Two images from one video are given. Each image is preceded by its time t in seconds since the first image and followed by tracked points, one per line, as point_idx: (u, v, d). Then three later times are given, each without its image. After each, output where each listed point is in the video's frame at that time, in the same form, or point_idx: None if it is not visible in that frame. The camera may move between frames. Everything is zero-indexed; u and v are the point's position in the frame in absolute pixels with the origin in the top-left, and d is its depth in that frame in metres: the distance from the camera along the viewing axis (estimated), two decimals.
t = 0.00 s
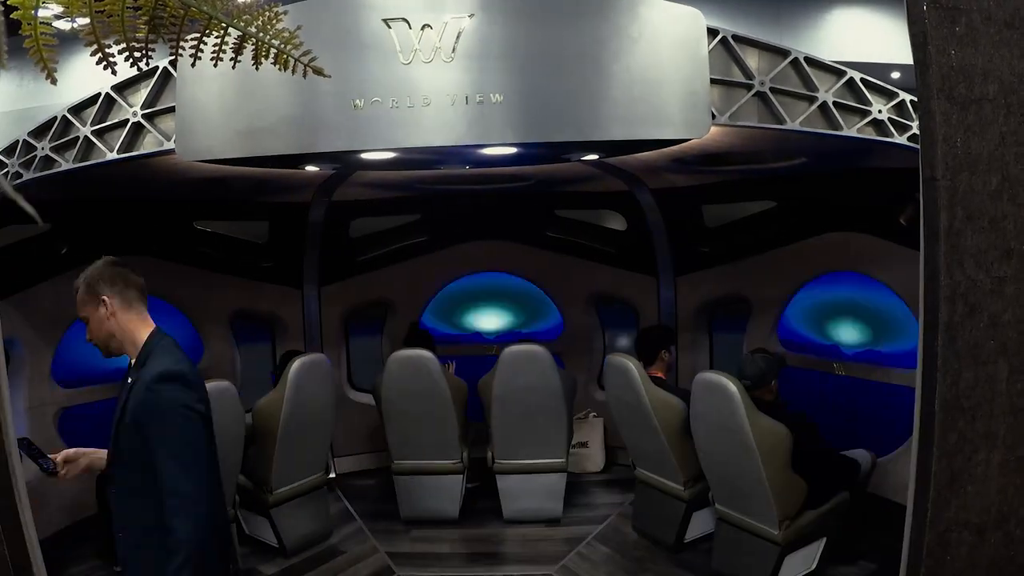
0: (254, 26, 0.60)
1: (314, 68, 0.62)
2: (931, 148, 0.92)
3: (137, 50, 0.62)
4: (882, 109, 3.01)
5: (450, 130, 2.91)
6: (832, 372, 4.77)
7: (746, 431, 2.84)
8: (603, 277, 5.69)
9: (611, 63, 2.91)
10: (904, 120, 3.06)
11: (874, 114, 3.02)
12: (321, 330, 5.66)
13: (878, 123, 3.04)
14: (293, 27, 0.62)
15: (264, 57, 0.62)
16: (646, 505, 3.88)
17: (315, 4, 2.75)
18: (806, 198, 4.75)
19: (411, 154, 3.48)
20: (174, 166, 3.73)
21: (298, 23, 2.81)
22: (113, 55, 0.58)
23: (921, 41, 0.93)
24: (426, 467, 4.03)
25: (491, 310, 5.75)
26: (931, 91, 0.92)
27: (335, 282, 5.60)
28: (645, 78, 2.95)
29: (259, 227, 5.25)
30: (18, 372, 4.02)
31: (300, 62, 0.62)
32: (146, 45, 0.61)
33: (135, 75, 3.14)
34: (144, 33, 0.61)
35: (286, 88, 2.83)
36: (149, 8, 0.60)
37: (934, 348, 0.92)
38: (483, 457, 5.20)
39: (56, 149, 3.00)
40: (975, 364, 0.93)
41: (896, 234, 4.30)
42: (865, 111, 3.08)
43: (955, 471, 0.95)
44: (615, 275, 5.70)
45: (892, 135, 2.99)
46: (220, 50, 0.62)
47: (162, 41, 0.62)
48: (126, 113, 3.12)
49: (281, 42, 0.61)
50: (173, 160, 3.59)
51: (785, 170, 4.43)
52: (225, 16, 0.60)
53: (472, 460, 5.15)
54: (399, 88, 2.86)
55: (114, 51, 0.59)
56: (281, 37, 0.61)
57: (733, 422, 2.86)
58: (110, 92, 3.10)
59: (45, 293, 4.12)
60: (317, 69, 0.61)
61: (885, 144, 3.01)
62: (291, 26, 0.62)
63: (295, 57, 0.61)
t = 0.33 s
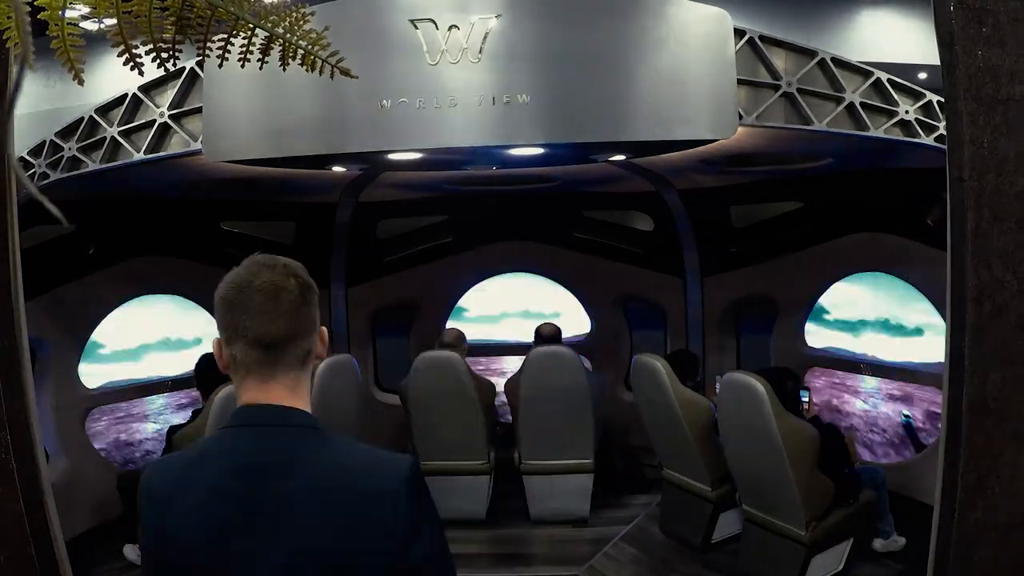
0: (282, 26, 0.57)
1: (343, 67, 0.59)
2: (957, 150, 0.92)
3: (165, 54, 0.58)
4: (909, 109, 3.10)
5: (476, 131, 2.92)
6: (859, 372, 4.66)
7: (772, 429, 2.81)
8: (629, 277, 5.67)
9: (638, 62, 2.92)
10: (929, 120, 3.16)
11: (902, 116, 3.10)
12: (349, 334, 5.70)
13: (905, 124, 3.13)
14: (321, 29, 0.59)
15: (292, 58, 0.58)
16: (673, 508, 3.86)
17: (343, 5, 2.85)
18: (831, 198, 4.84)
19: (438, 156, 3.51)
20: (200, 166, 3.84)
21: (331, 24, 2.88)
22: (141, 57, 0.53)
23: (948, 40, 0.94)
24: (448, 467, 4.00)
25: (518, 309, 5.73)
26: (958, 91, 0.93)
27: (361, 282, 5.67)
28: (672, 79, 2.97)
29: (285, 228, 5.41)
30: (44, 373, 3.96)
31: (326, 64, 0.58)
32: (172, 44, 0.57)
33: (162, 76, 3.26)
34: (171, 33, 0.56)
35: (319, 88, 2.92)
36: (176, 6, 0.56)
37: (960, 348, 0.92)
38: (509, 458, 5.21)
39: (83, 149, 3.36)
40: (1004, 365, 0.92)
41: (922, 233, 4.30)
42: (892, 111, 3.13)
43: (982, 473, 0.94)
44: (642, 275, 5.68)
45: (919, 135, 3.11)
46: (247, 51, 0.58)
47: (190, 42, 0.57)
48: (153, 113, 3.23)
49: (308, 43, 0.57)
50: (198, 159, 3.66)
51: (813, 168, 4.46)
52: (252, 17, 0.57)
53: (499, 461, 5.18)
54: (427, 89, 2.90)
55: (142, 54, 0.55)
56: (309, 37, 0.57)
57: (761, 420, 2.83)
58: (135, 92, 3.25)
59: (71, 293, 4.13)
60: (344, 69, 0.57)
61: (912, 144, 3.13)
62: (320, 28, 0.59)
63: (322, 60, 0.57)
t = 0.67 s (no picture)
0: (309, 26, 0.59)
1: (365, 66, 0.60)
2: (983, 150, 0.92)
3: (193, 51, 0.60)
4: (936, 109, 3.18)
5: (504, 132, 2.95)
6: (884, 372, 4.73)
7: (797, 432, 2.80)
8: (656, 277, 5.65)
9: (664, 63, 2.95)
10: (956, 121, 3.23)
11: (929, 116, 3.17)
12: (375, 334, 5.73)
13: (932, 124, 3.21)
14: (347, 30, 0.60)
15: (321, 59, 0.61)
16: (700, 507, 3.85)
17: (367, 5, 2.90)
18: (857, 199, 4.89)
19: (464, 156, 3.55)
20: (228, 166, 3.92)
21: (355, 25, 2.94)
22: (166, 56, 0.57)
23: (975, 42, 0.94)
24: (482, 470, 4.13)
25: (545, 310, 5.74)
26: (984, 93, 0.93)
27: (388, 283, 5.70)
28: (697, 82, 3.00)
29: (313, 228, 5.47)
30: (73, 373, 4.17)
31: (353, 63, 0.60)
32: (197, 45, 0.60)
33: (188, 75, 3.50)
34: (198, 33, 0.60)
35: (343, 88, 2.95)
36: (203, 7, 0.59)
37: (987, 348, 0.92)
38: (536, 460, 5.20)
39: (110, 150, 3.49)
40: None
41: (947, 233, 4.32)
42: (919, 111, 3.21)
43: (1010, 472, 0.94)
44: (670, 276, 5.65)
45: (946, 136, 3.19)
46: (271, 52, 0.59)
47: (215, 42, 0.61)
48: (181, 114, 3.34)
49: (334, 42, 0.59)
50: (223, 159, 3.79)
51: (835, 168, 4.44)
52: (278, 17, 0.58)
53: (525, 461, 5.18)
54: (452, 88, 2.93)
55: (169, 54, 0.59)
56: (335, 37, 0.59)
57: (784, 422, 2.82)
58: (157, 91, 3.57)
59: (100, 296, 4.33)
60: (369, 67, 0.58)
61: (939, 144, 3.22)
62: (345, 29, 0.60)
63: (347, 59, 0.59)
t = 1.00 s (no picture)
0: (337, 26, 0.51)
1: (391, 67, 0.52)
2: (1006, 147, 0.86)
3: (220, 51, 0.53)
4: (962, 108, 3.21)
5: (530, 131, 2.99)
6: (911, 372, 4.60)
7: (825, 432, 2.78)
8: (682, 276, 5.65)
9: (691, 62, 2.95)
10: (983, 120, 3.27)
11: (955, 114, 3.20)
12: (402, 333, 5.81)
13: (958, 123, 3.24)
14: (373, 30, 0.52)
15: (345, 58, 0.53)
16: (727, 506, 3.87)
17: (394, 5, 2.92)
18: (882, 198, 4.81)
19: (488, 156, 3.60)
20: (256, 165, 4.00)
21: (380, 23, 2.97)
22: (195, 57, 0.50)
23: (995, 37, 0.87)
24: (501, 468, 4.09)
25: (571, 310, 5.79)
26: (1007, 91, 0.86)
27: (413, 282, 5.78)
28: (725, 80, 3.00)
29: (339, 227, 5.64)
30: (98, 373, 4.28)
31: (380, 65, 0.53)
32: (226, 45, 0.53)
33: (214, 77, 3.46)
34: (226, 33, 0.53)
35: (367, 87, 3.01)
36: (228, 5, 0.52)
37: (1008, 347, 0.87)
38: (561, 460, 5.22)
39: (135, 149, 3.65)
40: None
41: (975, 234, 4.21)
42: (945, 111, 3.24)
43: None
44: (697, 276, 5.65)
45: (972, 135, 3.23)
46: (298, 52, 0.53)
47: (243, 42, 0.54)
48: (207, 113, 3.41)
49: (361, 43, 0.51)
50: (250, 160, 3.87)
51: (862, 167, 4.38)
52: (306, 17, 0.51)
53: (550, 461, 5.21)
54: (477, 88, 2.96)
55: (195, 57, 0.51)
56: (363, 37, 0.51)
57: (812, 422, 2.80)
58: (189, 92, 3.47)
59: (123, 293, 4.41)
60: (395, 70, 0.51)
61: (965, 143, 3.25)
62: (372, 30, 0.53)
63: (375, 60, 0.52)
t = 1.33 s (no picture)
0: (362, 24, 0.51)
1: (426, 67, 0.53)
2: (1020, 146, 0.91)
3: (246, 50, 0.52)
4: (989, 108, 3.24)
5: (558, 130, 3.01)
6: (938, 371, 4.61)
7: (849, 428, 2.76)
8: (709, 276, 5.64)
9: (718, 62, 2.96)
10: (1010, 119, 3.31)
11: (982, 114, 3.23)
12: (429, 333, 5.89)
13: (985, 122, 3.26)
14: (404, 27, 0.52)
15: (371, 58, 0.53)
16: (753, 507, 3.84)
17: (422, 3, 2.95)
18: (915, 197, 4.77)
19: (516, 156, 3.65)
20: (284, 165, 4.11)
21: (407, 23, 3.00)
22: (221, 55, 0.49)
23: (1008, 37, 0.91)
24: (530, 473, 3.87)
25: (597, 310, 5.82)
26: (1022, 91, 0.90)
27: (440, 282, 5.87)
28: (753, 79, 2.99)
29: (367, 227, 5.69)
30: (125, 374, 4.48)
31: (407, 63, 0.53)
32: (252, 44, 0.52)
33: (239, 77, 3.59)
34: (251, 33, 0.52)
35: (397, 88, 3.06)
36: (255, 5, 0.51)
37: None
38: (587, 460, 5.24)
39: (162, 149, 3.74)
40: None
41: (1003, 233, 4.21)
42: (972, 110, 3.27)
43: None
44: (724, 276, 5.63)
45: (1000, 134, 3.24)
46: (326, 49, 0.53)
47: (270, 42, 0.53)
48: (234, 113, 3.52)
49: (387, 41, 0.51)
50: (278, 160, 3.98)
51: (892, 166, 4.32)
52: (331, 16, 0.51)
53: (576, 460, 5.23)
54: (506, 88, 3.00)
55: (223, 55, 0.50)
56: (388, 36, 0.51)
57: (837, 418, 2.78)
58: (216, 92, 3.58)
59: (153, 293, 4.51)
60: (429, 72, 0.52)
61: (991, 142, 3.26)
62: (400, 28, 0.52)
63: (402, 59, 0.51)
